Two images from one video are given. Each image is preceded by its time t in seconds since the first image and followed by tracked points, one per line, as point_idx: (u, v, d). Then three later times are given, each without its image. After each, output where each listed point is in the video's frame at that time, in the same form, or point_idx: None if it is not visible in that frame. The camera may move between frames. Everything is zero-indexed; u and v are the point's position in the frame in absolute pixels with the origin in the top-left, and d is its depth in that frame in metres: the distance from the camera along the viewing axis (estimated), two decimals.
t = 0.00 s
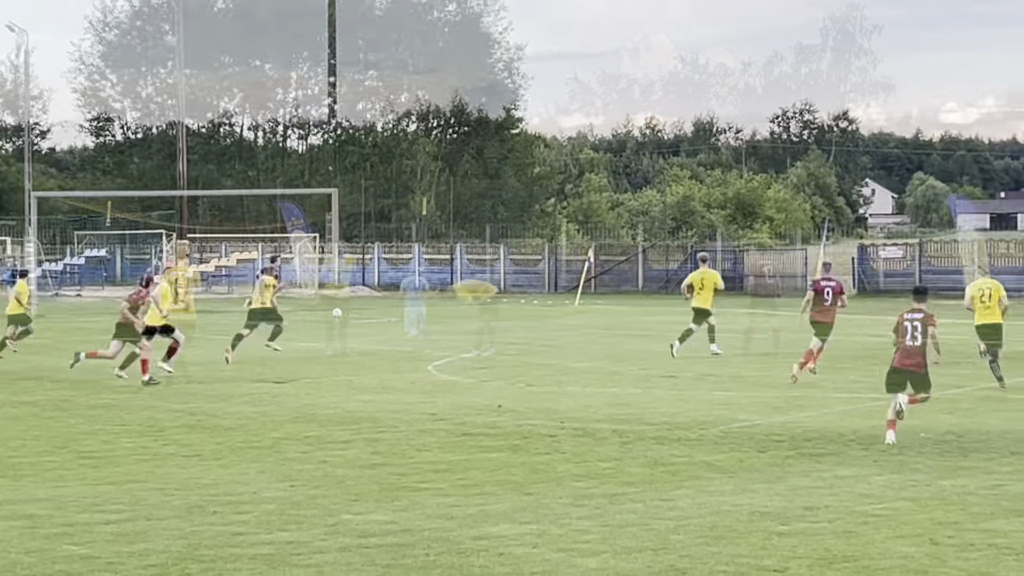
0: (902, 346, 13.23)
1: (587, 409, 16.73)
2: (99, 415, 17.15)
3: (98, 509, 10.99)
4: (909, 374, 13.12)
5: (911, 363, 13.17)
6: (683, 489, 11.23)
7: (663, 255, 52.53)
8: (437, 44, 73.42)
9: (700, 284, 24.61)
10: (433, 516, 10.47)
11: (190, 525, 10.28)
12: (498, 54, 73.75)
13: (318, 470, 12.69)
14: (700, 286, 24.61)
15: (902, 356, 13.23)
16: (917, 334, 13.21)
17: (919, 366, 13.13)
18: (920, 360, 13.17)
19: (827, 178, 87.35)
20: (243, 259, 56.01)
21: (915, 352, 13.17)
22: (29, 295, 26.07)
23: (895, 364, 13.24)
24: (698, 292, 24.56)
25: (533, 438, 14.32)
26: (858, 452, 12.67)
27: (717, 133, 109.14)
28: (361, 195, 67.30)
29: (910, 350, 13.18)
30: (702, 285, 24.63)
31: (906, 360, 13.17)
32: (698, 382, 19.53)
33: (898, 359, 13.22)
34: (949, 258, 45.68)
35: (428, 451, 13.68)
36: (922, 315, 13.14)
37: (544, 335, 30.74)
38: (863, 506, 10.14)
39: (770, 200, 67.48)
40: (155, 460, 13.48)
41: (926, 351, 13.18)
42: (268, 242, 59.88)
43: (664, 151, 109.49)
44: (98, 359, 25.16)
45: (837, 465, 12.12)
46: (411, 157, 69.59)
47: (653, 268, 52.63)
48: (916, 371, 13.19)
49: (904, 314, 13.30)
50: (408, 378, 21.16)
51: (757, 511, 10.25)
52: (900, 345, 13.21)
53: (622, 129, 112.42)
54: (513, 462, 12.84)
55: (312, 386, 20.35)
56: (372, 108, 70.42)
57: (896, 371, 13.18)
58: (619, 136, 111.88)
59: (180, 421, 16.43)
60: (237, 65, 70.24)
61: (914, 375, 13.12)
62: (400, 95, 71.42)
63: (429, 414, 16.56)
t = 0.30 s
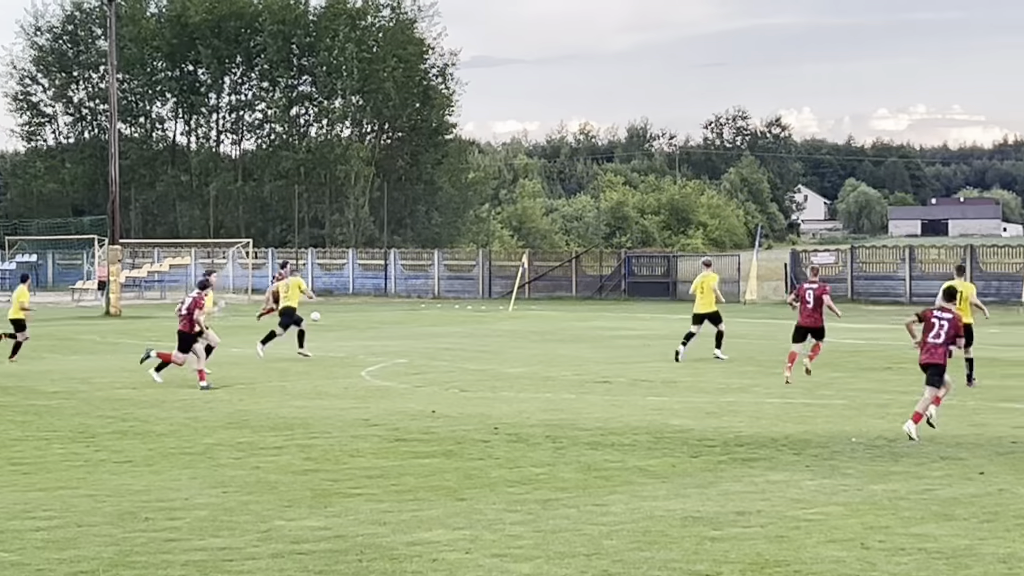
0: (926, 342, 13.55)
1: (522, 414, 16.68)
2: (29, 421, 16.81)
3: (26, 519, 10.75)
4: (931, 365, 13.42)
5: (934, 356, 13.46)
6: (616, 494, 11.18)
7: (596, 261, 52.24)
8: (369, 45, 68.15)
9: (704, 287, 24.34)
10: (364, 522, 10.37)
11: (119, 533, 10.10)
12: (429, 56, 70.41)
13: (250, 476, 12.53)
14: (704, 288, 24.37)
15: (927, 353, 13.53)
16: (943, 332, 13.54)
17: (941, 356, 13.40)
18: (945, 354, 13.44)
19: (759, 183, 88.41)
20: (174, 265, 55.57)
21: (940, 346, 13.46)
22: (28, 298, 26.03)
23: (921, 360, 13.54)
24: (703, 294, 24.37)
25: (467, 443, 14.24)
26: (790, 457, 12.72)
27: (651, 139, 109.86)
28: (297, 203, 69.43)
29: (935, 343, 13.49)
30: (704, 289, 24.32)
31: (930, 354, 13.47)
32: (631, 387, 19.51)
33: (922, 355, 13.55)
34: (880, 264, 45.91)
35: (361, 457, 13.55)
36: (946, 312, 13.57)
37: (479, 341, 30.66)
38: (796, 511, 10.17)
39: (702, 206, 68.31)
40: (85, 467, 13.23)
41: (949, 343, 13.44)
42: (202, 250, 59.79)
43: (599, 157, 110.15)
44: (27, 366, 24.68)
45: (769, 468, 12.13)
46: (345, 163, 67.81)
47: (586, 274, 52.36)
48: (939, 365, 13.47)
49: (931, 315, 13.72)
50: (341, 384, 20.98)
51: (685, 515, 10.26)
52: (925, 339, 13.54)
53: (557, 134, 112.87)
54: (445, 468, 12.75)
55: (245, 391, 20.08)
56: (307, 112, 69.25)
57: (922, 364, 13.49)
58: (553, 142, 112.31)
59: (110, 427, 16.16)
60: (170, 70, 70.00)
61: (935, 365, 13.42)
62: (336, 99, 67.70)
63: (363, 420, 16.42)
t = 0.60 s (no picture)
0: (950, 342, 14.38)
1: (458, 418, 16.61)
2: None
3: None
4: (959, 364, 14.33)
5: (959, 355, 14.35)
6: (550, 499, 11.14)
7: (532, 265, 52.35)
8: (305, 49, 67.83)
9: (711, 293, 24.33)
10: (298, 526, 10.25)
11: (50, 537, 9.92)
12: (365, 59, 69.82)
13: (184, 481, 12.36)
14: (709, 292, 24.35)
15: (950, 350, 14.40)
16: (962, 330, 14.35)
17: (967, 355, 14.31)
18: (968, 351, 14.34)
19: (695, 188, 88.98)
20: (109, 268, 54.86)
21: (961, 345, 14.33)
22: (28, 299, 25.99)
23: (946, 359, 14.43)
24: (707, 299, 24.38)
25: (403, 448, 14.14)
26: (726, 460, 12.75)
27: (587, 143, 110.16)
28: (231, 205, 69.23)
29: (957, 344, 14.35)
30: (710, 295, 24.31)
31: (953, 353, 14.38)
32: (568, 392, 19.50)
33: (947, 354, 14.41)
34: (813, 268, 46.35)
35: (298, 460, 13.41)
36: (965, 312, 14.28)
37: (415, 344, 30.52)
38: (730, 514, 10.18)
39: (638, 211, 68.53)
40: (18, 471, 13.01)
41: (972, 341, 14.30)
42: (137, 253, 59.13)
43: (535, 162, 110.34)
44: None
45: (704, 472, 12.16)
46: (281, 166, 67.49)
47: (522, 278, 52.47)
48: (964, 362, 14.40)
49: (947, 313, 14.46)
50: (278, 387, 20.81)
51: (620, 518, 10.24)
52: (948, 339, 14.38)
53: (494, 138, 112.89)
54: (381, 472, 12.65)
55: (180, 396, 19.85)
56: (242, 114, 68.59)
57: (946, 363, 14.38)
58: (490, 146, 112.34)
59: (42, 431, 15.90)
60: (105, 72, 69.14)
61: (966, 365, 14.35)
62: (272, 102, 67.34)
63: (298, 423, 16.26)
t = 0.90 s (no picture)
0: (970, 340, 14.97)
1: (395, 420, 16.53)
2: None
3: None
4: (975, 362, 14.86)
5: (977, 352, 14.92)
6: (487, 502, 11.08)
7: (469, 268, 52.39)
8: (241, 50, 67.35)
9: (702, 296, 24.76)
10: (234, 529, 10.13)
11: None
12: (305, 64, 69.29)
13: (119, 484, 12.20)
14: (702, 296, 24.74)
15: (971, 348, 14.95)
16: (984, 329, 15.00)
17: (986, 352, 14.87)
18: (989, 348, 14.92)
19: (632, 190, 89.45)
20: (44, 270, 54.07)
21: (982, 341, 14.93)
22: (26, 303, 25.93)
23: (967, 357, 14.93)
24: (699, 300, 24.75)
25: (340, 450, 14.04)
26: (661, 462, 12.79)
27: (525, 146, 110.20)
28: (167, 207, 68.75)
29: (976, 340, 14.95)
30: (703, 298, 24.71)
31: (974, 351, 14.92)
32: (506, 394, 19.47)
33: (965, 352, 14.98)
34: (749, 271, 46.69)
35: (233, 464, 13.26)
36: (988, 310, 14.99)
37: (352, 347, 30.34)
38: (666, 516, 10.20)
39: (575, 213, 68.75)
40: None
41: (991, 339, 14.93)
42: (72, 255, 58.34)
43: (473, 164, 110.28)
44: None
45: (640, 474, 12.17)
46: (217, 167, 67.46)
47: (460, 281, 52.48)
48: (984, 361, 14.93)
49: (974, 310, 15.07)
50: (214, 390, 20.62)
51: (557, 520, 10.22)
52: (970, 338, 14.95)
53: (432, 140, 112.70)
54: (317, 475, 12.55)
55: (114, 398, 19.61)
56: (178, 116, 67.85)
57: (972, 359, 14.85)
58: (428, 148, 112.16)
59: None
60: (39, 73, 67.88)
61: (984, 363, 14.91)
62: (208, 103, 66.95)
63: (234, 426, 16.10)
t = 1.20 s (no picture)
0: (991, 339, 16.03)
1: (335, 423, 16.41)
2: None
3: None
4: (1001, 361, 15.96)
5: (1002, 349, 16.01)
6: (424, 504, 11.03)
7: (409, 270, 52.23)
8: (181, 52, 66.56)
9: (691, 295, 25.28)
10: (171, 532, 9.99)
11: None
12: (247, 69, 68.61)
13: (54, 487, 12.02)
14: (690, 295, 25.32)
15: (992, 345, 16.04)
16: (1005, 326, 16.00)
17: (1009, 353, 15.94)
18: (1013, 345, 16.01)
19: (572, 193, 89.59)
20: None
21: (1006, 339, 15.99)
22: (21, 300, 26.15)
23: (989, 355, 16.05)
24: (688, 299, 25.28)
25: (279, 453, 13.91)
26: (600, 464, 12.80)
27: (465, 148, 110.02)
28: (105, 209, 67.83)
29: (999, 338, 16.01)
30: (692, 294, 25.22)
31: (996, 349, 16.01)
32: (445, 396, 19.42)
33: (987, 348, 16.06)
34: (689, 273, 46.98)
35: (171, 467, 13.11)
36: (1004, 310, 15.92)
37: (292, 349, 30.15)
38: (605, 519, 10.19)
39: (515, 215, 68.77)
40: None
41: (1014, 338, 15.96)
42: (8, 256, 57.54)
43: (412, 166, 110.01)
44: None
45: (579, 477, 12.16)
46: (156, 170, 66.71)
47: (399, 283, 52.35)
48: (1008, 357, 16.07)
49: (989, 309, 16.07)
50: (151, 394, 20.36)
51: (496, 523, 10.18)
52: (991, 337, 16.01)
53: (371, 143, 112.30)
54: (254, 478, 12.43)
55: (48, 401, 19.32)
56: (115, 117, 67.04)
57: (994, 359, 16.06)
58: (368, 150, 111.75)
59: None
60: None
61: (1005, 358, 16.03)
62: (146, 105, 66.19)
63: (172, 429, 15.92)
